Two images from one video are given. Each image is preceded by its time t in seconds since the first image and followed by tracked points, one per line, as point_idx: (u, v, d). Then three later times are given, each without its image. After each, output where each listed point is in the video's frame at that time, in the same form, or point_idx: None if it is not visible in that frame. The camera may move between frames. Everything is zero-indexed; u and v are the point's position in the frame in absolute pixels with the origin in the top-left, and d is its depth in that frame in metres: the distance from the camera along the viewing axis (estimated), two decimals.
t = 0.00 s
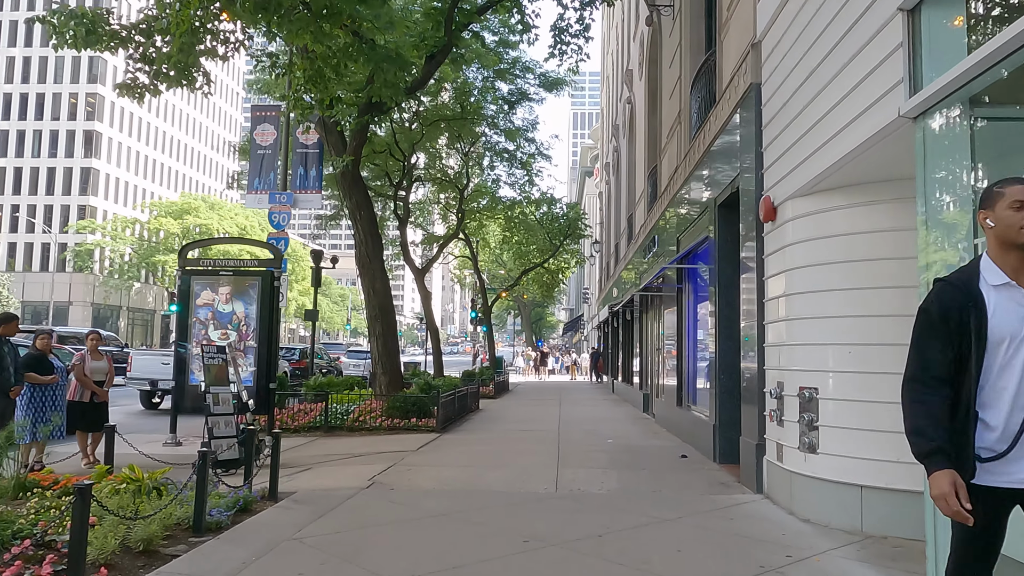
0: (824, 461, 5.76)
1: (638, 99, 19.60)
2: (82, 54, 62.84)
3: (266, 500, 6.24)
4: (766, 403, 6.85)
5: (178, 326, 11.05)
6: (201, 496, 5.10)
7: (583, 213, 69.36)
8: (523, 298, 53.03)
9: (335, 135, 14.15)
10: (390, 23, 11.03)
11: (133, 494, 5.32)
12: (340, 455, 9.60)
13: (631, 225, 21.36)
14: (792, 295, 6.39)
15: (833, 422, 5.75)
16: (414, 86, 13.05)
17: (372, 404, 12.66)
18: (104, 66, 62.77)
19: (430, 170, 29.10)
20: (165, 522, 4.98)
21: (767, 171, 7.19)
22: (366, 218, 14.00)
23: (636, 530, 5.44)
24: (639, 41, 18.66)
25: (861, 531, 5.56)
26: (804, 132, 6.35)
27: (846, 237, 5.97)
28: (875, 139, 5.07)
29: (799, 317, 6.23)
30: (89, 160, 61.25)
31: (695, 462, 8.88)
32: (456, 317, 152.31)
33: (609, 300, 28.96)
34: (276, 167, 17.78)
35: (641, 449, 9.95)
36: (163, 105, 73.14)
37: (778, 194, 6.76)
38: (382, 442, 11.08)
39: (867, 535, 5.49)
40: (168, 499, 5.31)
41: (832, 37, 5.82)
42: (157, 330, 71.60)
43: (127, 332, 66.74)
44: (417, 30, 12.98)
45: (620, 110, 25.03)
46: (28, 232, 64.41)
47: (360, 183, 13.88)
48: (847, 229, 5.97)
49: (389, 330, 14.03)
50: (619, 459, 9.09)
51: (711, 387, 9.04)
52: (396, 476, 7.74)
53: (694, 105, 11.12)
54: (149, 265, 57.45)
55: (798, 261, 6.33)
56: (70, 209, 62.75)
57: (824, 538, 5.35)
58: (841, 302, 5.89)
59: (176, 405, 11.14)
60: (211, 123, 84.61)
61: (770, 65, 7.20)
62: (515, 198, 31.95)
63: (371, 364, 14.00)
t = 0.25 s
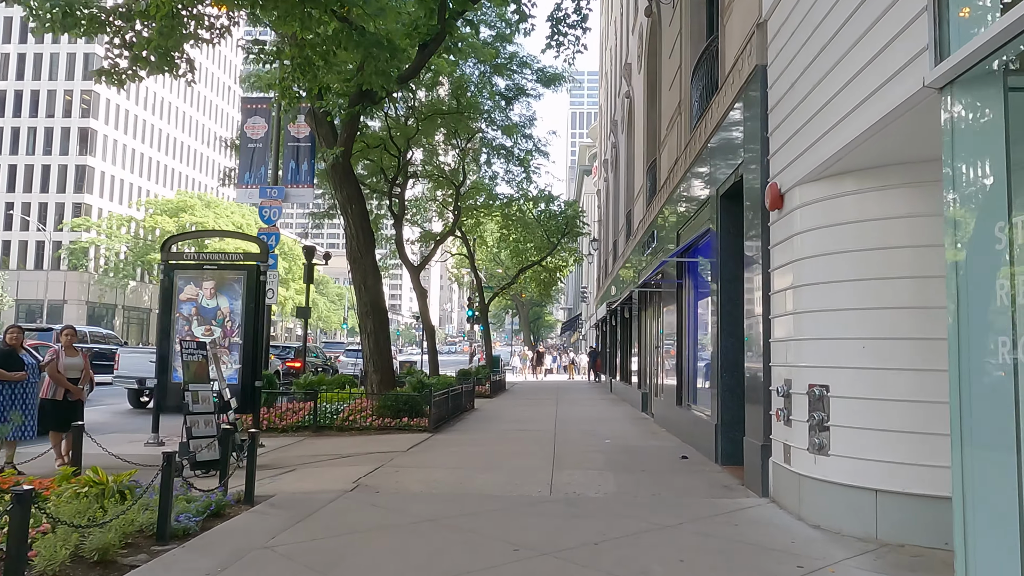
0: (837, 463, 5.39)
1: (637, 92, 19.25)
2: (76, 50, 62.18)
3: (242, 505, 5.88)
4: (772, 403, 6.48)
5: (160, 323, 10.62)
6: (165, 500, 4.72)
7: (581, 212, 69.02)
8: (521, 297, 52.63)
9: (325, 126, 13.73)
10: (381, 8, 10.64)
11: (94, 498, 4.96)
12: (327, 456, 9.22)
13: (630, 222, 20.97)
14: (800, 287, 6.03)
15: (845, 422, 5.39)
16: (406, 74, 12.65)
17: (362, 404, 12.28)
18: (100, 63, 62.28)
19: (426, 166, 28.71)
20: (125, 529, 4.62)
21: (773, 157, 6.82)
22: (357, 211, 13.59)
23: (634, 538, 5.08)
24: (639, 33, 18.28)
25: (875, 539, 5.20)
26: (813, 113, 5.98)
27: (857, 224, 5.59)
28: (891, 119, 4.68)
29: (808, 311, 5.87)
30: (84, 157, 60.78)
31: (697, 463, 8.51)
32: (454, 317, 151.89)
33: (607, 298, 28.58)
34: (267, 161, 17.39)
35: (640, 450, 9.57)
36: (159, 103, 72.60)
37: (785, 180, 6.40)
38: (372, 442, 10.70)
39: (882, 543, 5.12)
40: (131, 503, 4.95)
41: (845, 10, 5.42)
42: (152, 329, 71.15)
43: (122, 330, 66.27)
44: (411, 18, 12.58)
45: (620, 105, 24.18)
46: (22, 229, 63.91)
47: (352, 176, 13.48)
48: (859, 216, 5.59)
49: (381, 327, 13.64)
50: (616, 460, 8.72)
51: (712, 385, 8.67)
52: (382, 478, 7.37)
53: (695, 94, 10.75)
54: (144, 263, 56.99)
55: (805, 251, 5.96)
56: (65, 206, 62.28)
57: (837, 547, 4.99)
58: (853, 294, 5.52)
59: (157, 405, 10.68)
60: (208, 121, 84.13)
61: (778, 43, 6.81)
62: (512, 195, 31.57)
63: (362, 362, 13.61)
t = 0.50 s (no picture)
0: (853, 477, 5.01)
1: (637, 89, 18.87)
2: (72, 49, 61.68)
3: (215, 521, 5.51)
4: (782, 411, 6.10)
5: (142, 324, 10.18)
6: (124, 518, 4.33)
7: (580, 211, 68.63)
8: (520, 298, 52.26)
9: (316, 121, 13.32)
10: None
11: (51, 517, 4.62)
12: (314, 464, 8.84)
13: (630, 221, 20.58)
14: (811, 288, 5.65)
15: (863, 433, 5.00)
16: (399, 67, 12.26)
17: (354, 408, 11.90)
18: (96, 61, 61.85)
19: (423, 165, 28.31)
20: (78, 553, 4.29)
21: (782, 150, 6.43)
22: (350, 209, 13.20)
23: (634, 559, 4.71)
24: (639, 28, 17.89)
25: (895, 560, 4.82)
26: (825, 103, 5.60)
27: (873, 221, 5.21)
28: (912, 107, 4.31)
29: (821, 313, 5.49)
30: (80, 157, 60.37)
31: (700, 472, 8.14)
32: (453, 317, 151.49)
33: (607, 298, 28.21)
34: (259, 158, 17.01)
35: (640, 457, 9.19)
36: (156, 102, 72.17)
37: (796, 173, 6.01)
38: (362, 449, 10.31)
39: (903, 565, 4.74)
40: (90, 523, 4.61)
41: None
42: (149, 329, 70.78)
43: (118, 331, 65.89)
44: (404, 10, 12.20)
45: (620, 101, 23.64)
46: (18, 229, 63.50)
47: (343, 173, 13.09)
48: (875, 212, 5.21)
49: (373, 328, 13.25)
50: (616, 468, 8.34)
51: (717, 390, 8.28)
52: (369, 490, 6.98)
53: (698, 87, 10.36)
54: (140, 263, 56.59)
55: (818, 250, 5.58)
56: (61, 206, 61.87)
57: (854, 569, 4.61)
58: (870, 295, 5.14)
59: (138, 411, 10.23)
60: (205, 120, 83.70)
61: (787, 29, 6.42)
62: (511, 194, 31.18)
63: (354, 364, 13.22)
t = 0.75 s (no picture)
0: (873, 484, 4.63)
1: (637, 83, 18.49)
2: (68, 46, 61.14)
3: (185, 530, 5.15)
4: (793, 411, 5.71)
5: (121, 320, 9.74)
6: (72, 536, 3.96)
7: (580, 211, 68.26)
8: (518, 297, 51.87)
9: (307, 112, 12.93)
10: None
11: None
12: (299, 467, 8.46)
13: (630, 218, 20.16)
14: (825, 281, 5.26)
15: (883, 436, 4.62)
16: (392, 56, 11.89)
17: (344, 408, 11.50)
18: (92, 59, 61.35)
19: (420, 162, 27.89)
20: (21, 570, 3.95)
21: (792, 134, 6.04)
22: (341, 204, 12.82)
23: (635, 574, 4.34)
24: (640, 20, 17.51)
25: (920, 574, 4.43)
26: (840, 81, 5.21)
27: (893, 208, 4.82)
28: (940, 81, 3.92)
29: (837, 307, 5.11)
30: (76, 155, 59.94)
31: (703, 476, 7.76)
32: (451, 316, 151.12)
33: (605, 296, 27.84)
34: (249, 152, 16.63)
35: (640, 459, 8.80)
36: (153, 100, 71.70)
37: (809, 158, 5.63)
38: (351, 450, 9.93)
39: None
40: (40, 535, 4.26)
41: None
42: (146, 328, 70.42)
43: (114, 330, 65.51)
44: None
45: (620, 96, 23.03)
46: (14, 228, 63.09)
47: (335, 165, 12.71)
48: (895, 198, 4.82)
49: (366, 325, 12.87)
50: (614, 472, 7.96)
51: (721, 390, 7.90)
52: (354, 495, 6.59)
53: (701, 76, 9.98)
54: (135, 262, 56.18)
55: (833, 239, 5.20)
56: (56, 205, 61.45)
57: None
58: (891, 287, 4.75)
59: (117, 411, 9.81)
60: (202, 119, 83.23)
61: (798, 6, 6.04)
62: (508, 192, 30.79)
63: (345, 363, 12.83)
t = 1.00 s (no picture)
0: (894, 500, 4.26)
1: (637, 79, 18.13)
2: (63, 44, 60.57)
3: (150, 549, 4.79)
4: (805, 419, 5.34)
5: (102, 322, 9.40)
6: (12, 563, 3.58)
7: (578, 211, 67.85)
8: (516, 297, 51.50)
9: (296, 106, 12.56)
10: None
11: None
12: (283, 475, 8.08)
13: (629, 216, 19.78)
14: (840, 280, 4.89)
15: (906, 448, 4.25)
16: (384, 47, 11.52)
17: (334, 412, 11.12)
18: (87, 57, 60.87)
19: (416, 160, 27.50)
20: None
21: (803, 123, 5.67)
22: (331, 201, 12.44)
23: None
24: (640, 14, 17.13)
25: None
26: (856, 65, 4.84)
27: (914, 200, 4.46)
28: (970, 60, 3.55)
29: (853, 308, 4.73)
30: (71, 154, 59.47)
31: (706, 485, 7.39)
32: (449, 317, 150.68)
33: (604, 296, 27.47)
34: (240, 149, 16.24)
35: (640, 467, 8.43)
36: (149, 98, 71.19)
37: (821, 148, 5.26)
38: (340, 456, 9.54)
39: None
40: None
41: None
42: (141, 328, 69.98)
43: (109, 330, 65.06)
44: None
45: (620, 92, 22.41)
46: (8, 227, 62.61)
47: (326, 161, 12.37)
48: (916, 190, 4.46)
49: (357, 326, 12.49)
50: (613, 480, 7.59)
51: (725, 394, 7.53)
52: (338, 508, 6.21)
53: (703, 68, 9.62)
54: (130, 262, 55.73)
55: (848, 235, 4.83)
56: (51, 204, 60.98)
57: None
58: (912, 285, 4.39)
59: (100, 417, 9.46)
60: (199, 118, 82.74)
61: None
62: (506, 190, 30.39)
63: (336, 365, 12.45)
